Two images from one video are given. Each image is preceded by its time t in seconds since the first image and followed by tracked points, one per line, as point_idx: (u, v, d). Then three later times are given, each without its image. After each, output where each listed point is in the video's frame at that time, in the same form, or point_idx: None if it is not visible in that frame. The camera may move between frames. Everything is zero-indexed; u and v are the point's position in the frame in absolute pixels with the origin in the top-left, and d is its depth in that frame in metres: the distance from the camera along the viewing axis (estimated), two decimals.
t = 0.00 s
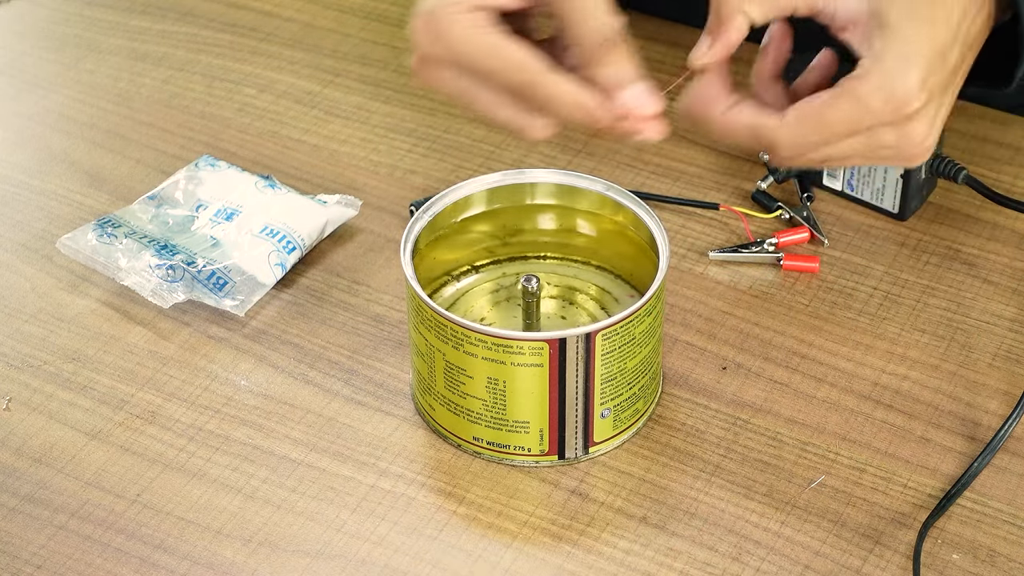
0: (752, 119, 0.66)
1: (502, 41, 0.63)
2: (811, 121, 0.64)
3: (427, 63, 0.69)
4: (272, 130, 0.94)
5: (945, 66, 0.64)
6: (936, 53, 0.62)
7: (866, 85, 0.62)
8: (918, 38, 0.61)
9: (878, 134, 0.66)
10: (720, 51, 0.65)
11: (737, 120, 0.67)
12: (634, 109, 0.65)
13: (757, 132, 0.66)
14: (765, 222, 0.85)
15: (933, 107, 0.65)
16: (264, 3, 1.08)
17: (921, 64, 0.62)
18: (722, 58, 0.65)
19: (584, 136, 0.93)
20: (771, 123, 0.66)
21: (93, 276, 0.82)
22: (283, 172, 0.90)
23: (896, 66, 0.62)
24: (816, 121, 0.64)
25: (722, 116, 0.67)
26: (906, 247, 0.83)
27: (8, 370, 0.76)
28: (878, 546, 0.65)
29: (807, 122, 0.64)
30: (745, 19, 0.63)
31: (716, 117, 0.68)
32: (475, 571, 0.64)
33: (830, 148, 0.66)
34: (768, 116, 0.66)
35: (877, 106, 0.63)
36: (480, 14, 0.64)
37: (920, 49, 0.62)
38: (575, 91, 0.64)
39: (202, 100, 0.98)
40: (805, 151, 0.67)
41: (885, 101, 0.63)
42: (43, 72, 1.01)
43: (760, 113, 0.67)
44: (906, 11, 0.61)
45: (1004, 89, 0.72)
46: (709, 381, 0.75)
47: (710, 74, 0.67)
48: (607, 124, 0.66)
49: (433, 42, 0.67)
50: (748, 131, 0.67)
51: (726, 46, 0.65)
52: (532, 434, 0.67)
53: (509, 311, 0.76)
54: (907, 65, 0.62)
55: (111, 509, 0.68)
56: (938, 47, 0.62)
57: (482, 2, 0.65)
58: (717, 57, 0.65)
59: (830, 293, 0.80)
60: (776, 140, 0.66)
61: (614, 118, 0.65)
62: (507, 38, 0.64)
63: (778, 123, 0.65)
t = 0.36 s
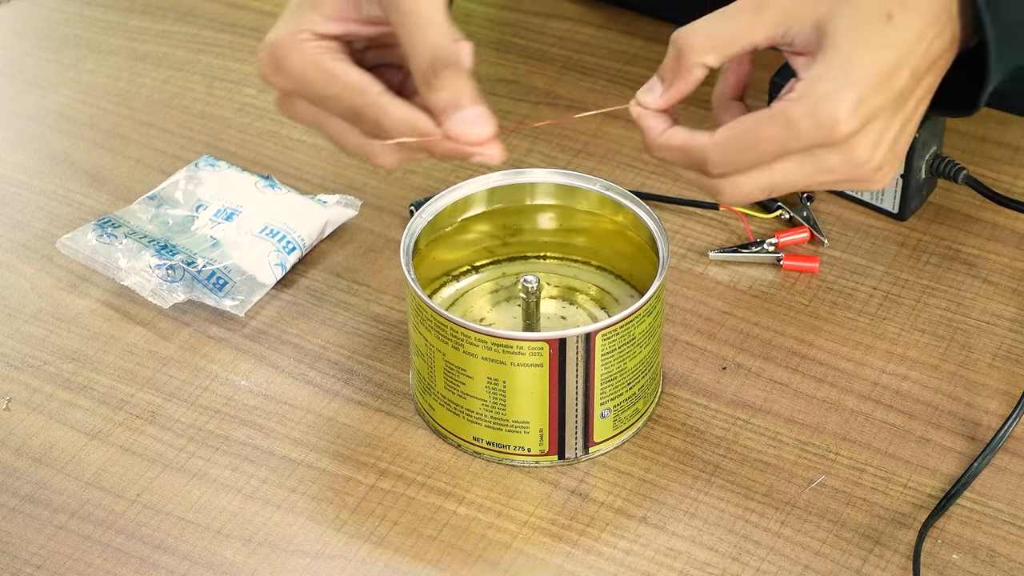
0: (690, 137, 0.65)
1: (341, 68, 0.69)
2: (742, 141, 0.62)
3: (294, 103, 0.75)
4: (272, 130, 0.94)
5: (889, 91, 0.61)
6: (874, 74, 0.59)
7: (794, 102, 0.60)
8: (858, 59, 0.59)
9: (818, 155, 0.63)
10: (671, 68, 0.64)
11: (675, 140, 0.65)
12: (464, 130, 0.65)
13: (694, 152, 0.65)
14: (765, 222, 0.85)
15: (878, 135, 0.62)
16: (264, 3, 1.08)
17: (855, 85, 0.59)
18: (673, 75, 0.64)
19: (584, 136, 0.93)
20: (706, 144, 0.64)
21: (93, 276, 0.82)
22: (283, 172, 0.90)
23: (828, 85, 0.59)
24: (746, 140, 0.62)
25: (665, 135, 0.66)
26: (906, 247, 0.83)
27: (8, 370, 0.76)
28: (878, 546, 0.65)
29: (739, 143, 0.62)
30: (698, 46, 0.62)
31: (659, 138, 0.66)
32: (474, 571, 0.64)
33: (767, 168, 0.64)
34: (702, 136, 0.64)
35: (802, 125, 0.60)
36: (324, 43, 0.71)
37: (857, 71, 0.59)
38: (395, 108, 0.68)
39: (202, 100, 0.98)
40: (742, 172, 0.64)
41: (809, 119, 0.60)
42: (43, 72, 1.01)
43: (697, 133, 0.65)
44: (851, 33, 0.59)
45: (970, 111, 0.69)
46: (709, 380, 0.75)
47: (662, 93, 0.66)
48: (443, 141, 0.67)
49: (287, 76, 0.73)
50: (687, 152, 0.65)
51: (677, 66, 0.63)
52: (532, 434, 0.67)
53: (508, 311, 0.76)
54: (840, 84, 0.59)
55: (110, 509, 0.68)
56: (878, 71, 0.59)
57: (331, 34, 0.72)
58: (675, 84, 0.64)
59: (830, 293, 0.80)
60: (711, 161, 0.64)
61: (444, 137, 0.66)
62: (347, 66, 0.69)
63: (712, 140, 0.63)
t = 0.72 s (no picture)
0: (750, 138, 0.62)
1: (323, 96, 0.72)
2: (804, 141, 0.60)
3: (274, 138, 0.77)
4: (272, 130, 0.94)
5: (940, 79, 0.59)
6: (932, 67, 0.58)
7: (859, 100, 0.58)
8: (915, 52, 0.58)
9: (873, 147, 0.61)
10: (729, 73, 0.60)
11: (733, 142, 0.63)
12: (444, 157, 0.67)
13: (752, 152, 0.62)
14: (764, 222, 0.85)
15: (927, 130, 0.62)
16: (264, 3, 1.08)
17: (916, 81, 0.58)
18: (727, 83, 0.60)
19: (584, 136, 0.93)
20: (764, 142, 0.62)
21: (93, 276, 0.82)
22: (283, 172, 0.90)
23: (885, 81, 0.58)
24: (809, 138, 0.60)
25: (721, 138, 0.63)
26: (906, 247, 0.83)
27: (8, 370, 0.76)
28: (878, 546, 0.65)
29: (803, 144, 0.60)
30: (757, 51, 0.58)
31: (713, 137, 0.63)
32: (475, 571, 0.64)
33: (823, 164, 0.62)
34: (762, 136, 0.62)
35: (862, 123, 0.59)
36: (304, 69, 0.75)
37: (916, 64, 0.58)
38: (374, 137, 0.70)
39: (202, 100, 0.98)
40: (804, 166, 0.62)
41: (868, 116, 0.58)
42: (43, 72, 1.01)
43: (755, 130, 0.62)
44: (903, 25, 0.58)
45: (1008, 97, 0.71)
46: (709, 380, 0.75)
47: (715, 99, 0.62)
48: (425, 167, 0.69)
49: (267, 103, 0.76)
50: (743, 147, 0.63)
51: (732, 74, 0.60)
52: (532, 434, 0.67)
53: (508, 311, 0.76)
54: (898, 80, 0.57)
55: (110, 509, 0.68)
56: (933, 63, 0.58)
57: (311, 60, 0.76)
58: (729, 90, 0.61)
59: (830, 293, 0.80)
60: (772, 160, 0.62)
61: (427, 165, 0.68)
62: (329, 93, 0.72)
63: (774, 143, 0.61)
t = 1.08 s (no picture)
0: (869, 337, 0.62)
1: None
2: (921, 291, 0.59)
3: None
4: (272, 130, 0.94)
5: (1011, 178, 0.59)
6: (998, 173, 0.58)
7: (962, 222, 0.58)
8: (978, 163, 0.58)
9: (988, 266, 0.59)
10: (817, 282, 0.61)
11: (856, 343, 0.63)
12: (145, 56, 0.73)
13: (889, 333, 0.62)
14: (765, 222, 0.85)
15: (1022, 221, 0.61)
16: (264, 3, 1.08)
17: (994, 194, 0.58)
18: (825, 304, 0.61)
19: (584, 136, 0.93)
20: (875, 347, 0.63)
21: (93, 275, 0.82)
22: (283, 172, 0.90)
23: (967, 198, 0.58)
24: (933, 293, 0.59)
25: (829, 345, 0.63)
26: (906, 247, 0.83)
27: (8, 370, 0.76)
28: (878, 546, 0.65)
29: (917, 300, 0.60)
30: (837, 242, 0.60)
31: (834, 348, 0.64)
32: (475, 571, 0.64)
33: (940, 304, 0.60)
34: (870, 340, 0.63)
35: (967, 258, 0.58)
36: None
37: (987, 180, 0.58)
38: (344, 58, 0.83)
39: (202, 100, 0.98)
40: (939, 305, 0.60)
41: (971, 249, 0.58)
42: (43, 72, 1.01)
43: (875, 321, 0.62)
44: (944, 143, 0.59)
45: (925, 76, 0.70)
46: (709, 380, 0.75)
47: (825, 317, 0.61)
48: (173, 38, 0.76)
49: None
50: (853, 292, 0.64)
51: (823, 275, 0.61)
52: (532, 434, 0.67)
53: (508, 311, 0.76)
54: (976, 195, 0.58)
55: (110, 509, 0.68)
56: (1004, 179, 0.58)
57: None
58: (831, 299, 0.61)
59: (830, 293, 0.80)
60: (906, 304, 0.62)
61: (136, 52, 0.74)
62: None
63: (896, 310, 0.61)
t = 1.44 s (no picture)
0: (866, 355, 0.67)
1: None
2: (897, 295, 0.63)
3: None
4: (272, 130, 0.94)
5: (973, 187, 0.63)
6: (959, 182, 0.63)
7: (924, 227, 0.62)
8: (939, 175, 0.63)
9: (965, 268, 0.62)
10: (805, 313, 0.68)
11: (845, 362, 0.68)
12: None
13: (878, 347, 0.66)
14: (765, 222, 0.85)
15: (994, 222, 0.63)
16: (264, 4, 1.08)
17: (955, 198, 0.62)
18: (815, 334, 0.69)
19: (584, 136, 0.93)
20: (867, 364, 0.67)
21: (93, 275, 0.82)
22: (283, 172, 0.90)
23: (929, 204, 0.62)
24: (903, 298, 0.63)
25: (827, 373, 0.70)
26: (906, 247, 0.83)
27: (8, 370, 0.76)
28: (878, 546, 0.65)
29: (894, 304, 0.63)
30: (815, 270, 0.67)
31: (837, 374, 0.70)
32: (475, 571, 0.64)
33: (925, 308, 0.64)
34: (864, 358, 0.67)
35: (935, 261, 0.62)
36: None
37: (947, 190, 0.62)
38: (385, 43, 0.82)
39: (202, 100, 0.98)
40: (918, 310, 0.63)
41: (936, 251, 0.62)
42: (43, 72, 1.01)
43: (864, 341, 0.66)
44: (902, 163, 0.64)
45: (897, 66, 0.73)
46: (709, 380, 0.75)
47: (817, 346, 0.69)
48: None
49: None
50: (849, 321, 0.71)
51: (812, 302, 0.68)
52: (532, 434, 0.67)
53: (509, 311, 0.76)
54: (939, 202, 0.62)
55: (110, 509, 0.68)
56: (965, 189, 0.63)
57: None
58: (815, 327, 0.68)
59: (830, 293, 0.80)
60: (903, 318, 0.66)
61: None
62: None
63: (875, 317, 0.64)
